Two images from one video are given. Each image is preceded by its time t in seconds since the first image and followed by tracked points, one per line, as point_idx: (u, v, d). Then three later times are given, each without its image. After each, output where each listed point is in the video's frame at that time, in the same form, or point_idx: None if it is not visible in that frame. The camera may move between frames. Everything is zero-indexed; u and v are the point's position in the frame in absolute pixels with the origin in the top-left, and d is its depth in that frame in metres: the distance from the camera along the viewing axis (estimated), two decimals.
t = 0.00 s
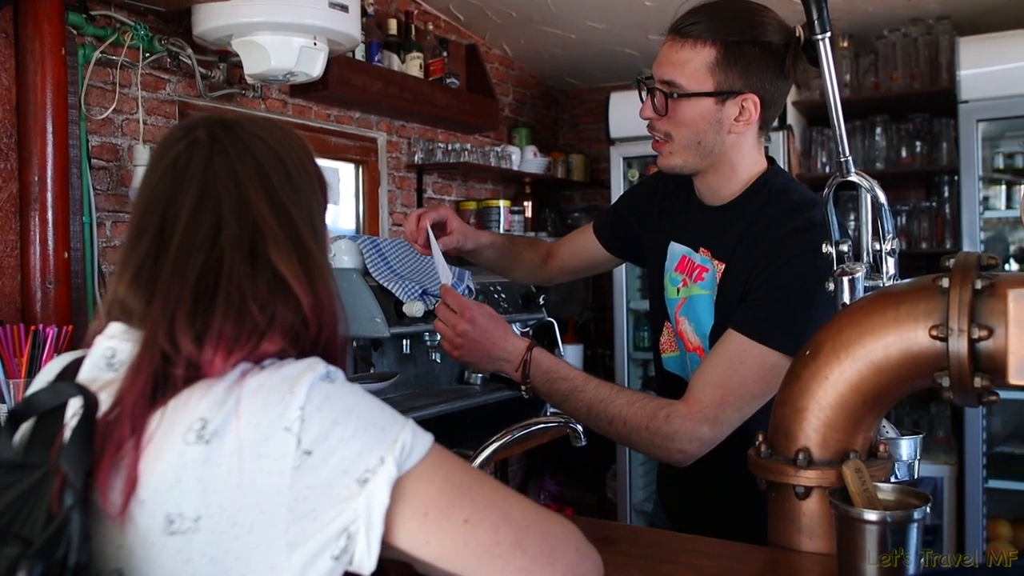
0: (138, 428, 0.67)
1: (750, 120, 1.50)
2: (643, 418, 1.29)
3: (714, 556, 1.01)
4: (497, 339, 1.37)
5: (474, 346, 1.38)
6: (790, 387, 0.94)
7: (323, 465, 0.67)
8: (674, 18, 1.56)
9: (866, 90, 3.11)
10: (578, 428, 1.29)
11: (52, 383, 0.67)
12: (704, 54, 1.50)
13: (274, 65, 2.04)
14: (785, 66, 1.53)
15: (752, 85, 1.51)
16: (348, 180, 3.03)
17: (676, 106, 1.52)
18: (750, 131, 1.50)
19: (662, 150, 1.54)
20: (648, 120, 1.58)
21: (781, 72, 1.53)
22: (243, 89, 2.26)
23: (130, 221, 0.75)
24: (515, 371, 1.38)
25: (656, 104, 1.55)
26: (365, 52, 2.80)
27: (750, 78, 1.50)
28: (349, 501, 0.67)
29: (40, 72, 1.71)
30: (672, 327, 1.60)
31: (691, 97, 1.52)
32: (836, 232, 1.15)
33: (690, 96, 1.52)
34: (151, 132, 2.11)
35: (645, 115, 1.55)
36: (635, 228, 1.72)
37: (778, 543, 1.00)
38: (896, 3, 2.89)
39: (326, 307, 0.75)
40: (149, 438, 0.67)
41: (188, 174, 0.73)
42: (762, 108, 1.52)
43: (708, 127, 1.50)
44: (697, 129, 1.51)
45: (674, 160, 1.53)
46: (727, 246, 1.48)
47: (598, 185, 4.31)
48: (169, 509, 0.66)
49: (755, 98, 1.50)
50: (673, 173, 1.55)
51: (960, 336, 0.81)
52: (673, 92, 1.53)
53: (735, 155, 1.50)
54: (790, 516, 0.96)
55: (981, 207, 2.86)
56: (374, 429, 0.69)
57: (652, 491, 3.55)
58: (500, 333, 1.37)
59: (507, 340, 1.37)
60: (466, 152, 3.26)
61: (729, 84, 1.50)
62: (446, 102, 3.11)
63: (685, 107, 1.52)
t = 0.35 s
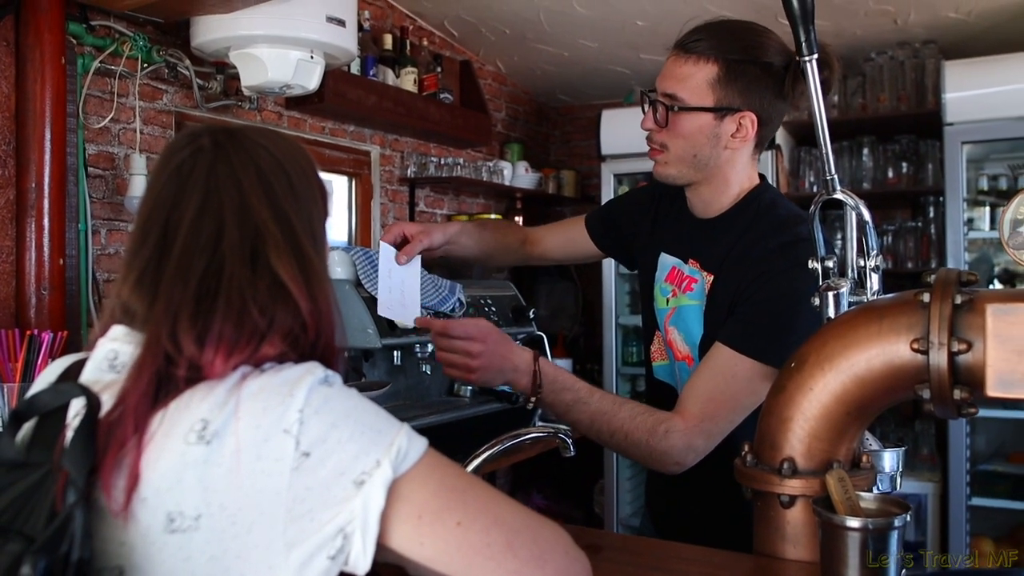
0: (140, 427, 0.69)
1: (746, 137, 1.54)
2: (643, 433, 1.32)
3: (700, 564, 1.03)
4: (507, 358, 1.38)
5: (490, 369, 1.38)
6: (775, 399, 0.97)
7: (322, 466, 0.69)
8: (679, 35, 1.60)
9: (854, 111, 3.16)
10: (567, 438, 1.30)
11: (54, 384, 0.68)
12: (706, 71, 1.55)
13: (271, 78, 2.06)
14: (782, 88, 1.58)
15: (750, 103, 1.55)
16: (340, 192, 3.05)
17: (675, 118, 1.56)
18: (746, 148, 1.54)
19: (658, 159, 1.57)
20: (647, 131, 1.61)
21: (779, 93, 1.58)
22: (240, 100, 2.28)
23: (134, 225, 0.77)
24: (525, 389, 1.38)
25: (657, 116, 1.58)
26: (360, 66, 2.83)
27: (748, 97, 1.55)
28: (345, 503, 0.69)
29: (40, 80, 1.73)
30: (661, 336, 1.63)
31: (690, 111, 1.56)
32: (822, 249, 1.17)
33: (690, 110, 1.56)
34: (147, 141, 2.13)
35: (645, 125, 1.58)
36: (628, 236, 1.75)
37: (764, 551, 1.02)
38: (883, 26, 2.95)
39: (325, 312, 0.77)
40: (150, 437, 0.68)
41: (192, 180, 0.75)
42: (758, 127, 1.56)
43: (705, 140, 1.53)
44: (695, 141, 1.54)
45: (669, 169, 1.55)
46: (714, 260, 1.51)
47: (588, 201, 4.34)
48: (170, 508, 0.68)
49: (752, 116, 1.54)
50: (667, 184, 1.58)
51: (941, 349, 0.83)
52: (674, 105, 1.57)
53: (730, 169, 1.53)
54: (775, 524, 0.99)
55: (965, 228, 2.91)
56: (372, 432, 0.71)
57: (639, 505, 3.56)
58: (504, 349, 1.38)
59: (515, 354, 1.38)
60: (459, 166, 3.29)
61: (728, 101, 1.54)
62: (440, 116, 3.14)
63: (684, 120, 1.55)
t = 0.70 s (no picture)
0: (143, 422, 0.70)
1: (746, 169, 1.53)
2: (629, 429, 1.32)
3: (689, 564, 1.05)
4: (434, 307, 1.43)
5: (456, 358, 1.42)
6: (764, 403, 0.99)
7: (320, 462, 0.70)
8: (694, 52, 1.55)
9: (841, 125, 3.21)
10: (556, 444, 1.30)
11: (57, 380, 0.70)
12: (716, 100, 1.52)
13: (266, 85, 2.08)
14: (790, 122, 1.56)
15: (756, 136, 1.53)
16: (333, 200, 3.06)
17: (678, 143, 1.54)
18: (744, 179, 1.54)
19: (655, 179, 1.56)
20: (648, 148, 1.59)
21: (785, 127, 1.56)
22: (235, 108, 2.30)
23: (144, 223, 0.78)
24: (460, 327, 1.41)
25: (660, 137, 1.56)
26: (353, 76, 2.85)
27: (755, 129, 1.52)
28: (343, 498, 0.70)
29: (37, 85, 1.74)
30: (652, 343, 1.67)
31: (694, 137, 1.54)
32: (809, 257, 1.20)
33: (693, 136, 1.54)
34: (142, 147, 2.15)
35: (646, 144, 1.57)
36: (621, 241, 1.77)
37: (750, 551, 1.04)
38: (869, 42, 3.00)
39: (328, 310, 0.79)
40: (153, 432, 0.70)
41: (204, 178, 0.77)
42: (760, 159, 1.55)
43: (707, 170, 1.52)
44: (696, 169, 1.52)
45: (664, 190, 1.55)
46: (707, 268, 1.53)
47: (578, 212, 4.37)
48: (171, 502, 0.69)
49: (756, 149, 1.53)
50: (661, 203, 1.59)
51: (924, 353, 0.85)
52: (679, 130, 1.55)
53: (725, 195, 1.54)
54: (762, 526, 1.01)
55: (949, 241, 2.96)
56: (369, 429, 0.72)
57: (627, 515, 3.58)
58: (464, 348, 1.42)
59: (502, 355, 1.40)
60: (450, 176, 3.32)
61: (735, 132, 1.52)
62: (432, 127, 3.17)
63: (686, 145, 1.53)
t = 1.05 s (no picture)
0: (131, 421, 0.70)
1: (711, 191, 1.55)
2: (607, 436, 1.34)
3: (666, 563, 1.07)
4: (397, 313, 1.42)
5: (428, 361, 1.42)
6: (740, 403, 1.00)
7: (307, 463, 0.71)
8: (667, 68, 1.54)
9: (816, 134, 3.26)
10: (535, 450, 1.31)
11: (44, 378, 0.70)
12: (685, 122, 1.52)
13: (246, 89, 2.08)
14: (757, 145, 1.58)
15: (722, 159, 1.55)
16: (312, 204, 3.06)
17: (644, 161, 1.54)
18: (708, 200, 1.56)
19: (620, 194, 1.57)
20: (614, 161, 1.60)
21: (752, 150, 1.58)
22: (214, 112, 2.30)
23: (143, 219, 0.80)
24: (419, 339, 1.40)
25: (627, 152, 1.56)
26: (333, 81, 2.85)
27: (722, 152, 1.54)
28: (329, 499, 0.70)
29: (14, 86, 1.73)
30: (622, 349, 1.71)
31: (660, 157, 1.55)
32: (783, 261, 1.22)
33: (660, 156, 1.54)
34: (120, 150, 2.13)
35: (613, 158, 1.57)
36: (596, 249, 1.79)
37: (726, 550, 1.05)
38: (844, 53, 3.06)
39: (325, 301, 0.82)
40: (141, 428, 0.70)
41: (206, 172, 0.79)
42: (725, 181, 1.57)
43: (673, 190, 1.53)
44: (662, 188, 1.53)
45: (628, 205, 1.57)
46: (678, 272, 1.56)
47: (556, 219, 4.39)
48: (156, 503, 0.69)
49: (721, 172, 1.55)
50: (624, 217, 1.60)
51: (895, 354, 0.87)
52: (646, 147, 1.55)
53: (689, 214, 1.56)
54: (737, 525, 1.02)
55: (922, 249, 3.02)
56: (356, 430, 0.73)
57: (604, 520, 3.59)
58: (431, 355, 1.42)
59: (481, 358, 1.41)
60: (429, 182, 3.32)
61: (702, 154, 1.53)
62: (411, 133, 3.18)
63: (652, 164, 1.54)
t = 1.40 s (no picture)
0: (123, 418, 0.71)
1: (690, 195, 1.57)
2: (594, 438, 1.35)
3: (651, 562, 1.08)
4: (397, 313, 1.45)
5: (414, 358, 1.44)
6: (724, 404, 1.02)
7: (295, 461, 0.71)
8: (645, 74, 1.54)
9: (803, 139, 3.29)
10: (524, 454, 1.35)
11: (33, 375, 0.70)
12: (663, 128, 1.53)
13: (235, 90, 2.08)
14: (737, 149, 1.58)
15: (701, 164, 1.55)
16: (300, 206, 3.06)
17: (623, 168, 1.55)
18: (687, 204, 1.58)
19: (600, 199, 1.59)
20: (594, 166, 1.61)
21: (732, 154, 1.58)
22: (204, 112, 2.30)
23: (140, 216, 0.80)
24: (416, 338, 1.43)
25: (606, 159, 1.57)
26: (323, 82, 2.85)
27: (701, 157, 1.55)
28: (317, 497, 0.71)
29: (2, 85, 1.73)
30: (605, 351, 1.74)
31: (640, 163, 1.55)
32: (767, 264, 1.23)
33: (639, 163, 1.55)
34: (108, 150, 2.13)
35: (592, 164, 1.58)
36: (579, 254, 1.80)
37: (710, 549, 1.06)
38: (830, 58, 3.08)
39: (318, 302, 0.82)
40: (133, 424, 0.70)
41: (205, 172, 0.80)
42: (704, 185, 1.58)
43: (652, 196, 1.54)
44: (641, 193, 1.55)
45: (609, 210, 1.59)
46: (661, 274, 1.57)
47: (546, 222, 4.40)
48: (145, 500, 0.70)
49: (699, 176, 1.56)
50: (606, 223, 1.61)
51: (875, 355, 0.88)
52: (625, 153, 1.56)
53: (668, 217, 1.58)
54: (722, 524, 1.04)
55: (907, 253, 3.05)
56: (345, 429, 0.74)
57: (592, 522, 3.60)
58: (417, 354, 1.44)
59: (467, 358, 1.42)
60: (418, 184, 3.33)
61: (681, 160, 1.54)
62: (400, 134, 3.18)
63: (631, 170, 1.55)
